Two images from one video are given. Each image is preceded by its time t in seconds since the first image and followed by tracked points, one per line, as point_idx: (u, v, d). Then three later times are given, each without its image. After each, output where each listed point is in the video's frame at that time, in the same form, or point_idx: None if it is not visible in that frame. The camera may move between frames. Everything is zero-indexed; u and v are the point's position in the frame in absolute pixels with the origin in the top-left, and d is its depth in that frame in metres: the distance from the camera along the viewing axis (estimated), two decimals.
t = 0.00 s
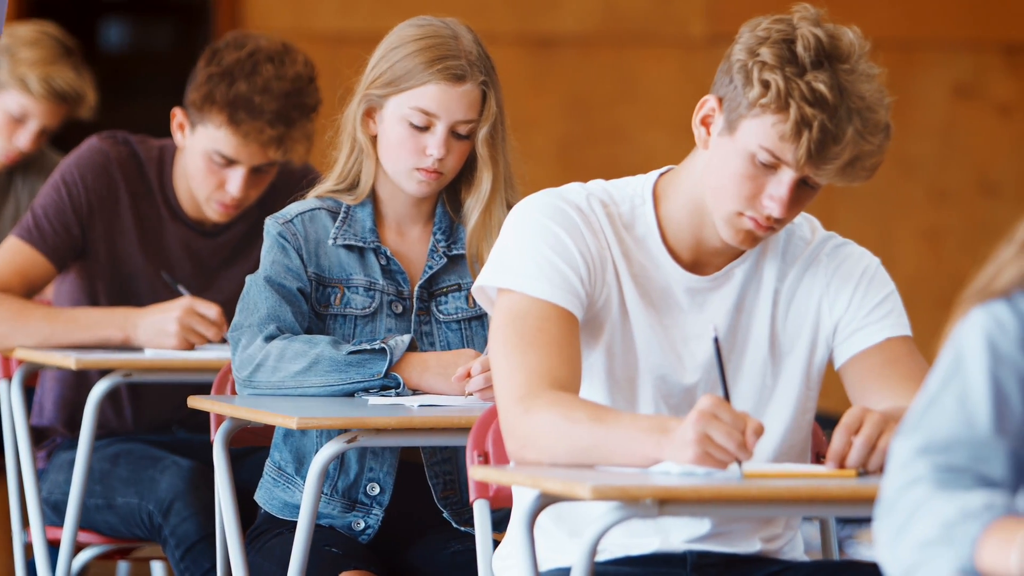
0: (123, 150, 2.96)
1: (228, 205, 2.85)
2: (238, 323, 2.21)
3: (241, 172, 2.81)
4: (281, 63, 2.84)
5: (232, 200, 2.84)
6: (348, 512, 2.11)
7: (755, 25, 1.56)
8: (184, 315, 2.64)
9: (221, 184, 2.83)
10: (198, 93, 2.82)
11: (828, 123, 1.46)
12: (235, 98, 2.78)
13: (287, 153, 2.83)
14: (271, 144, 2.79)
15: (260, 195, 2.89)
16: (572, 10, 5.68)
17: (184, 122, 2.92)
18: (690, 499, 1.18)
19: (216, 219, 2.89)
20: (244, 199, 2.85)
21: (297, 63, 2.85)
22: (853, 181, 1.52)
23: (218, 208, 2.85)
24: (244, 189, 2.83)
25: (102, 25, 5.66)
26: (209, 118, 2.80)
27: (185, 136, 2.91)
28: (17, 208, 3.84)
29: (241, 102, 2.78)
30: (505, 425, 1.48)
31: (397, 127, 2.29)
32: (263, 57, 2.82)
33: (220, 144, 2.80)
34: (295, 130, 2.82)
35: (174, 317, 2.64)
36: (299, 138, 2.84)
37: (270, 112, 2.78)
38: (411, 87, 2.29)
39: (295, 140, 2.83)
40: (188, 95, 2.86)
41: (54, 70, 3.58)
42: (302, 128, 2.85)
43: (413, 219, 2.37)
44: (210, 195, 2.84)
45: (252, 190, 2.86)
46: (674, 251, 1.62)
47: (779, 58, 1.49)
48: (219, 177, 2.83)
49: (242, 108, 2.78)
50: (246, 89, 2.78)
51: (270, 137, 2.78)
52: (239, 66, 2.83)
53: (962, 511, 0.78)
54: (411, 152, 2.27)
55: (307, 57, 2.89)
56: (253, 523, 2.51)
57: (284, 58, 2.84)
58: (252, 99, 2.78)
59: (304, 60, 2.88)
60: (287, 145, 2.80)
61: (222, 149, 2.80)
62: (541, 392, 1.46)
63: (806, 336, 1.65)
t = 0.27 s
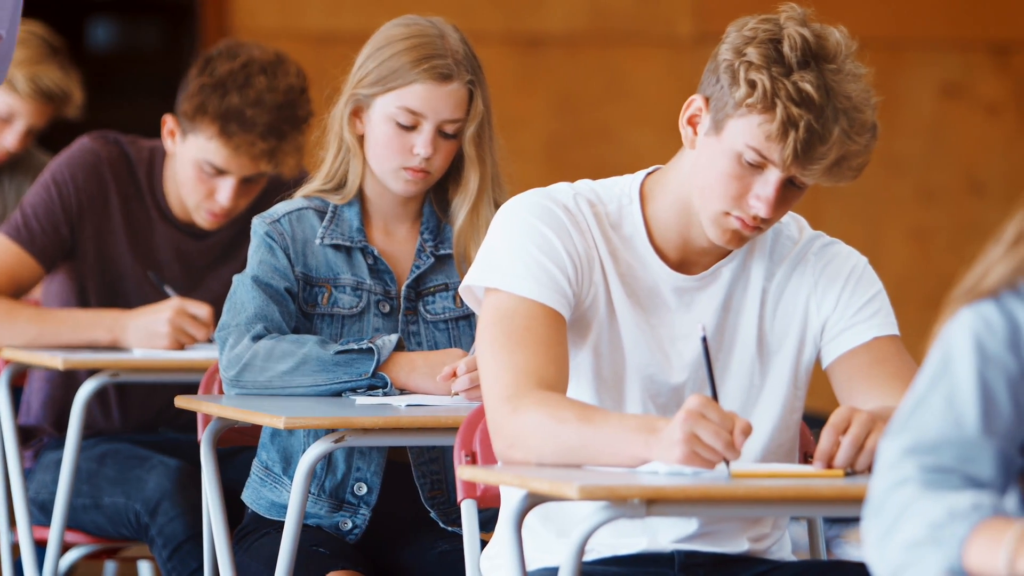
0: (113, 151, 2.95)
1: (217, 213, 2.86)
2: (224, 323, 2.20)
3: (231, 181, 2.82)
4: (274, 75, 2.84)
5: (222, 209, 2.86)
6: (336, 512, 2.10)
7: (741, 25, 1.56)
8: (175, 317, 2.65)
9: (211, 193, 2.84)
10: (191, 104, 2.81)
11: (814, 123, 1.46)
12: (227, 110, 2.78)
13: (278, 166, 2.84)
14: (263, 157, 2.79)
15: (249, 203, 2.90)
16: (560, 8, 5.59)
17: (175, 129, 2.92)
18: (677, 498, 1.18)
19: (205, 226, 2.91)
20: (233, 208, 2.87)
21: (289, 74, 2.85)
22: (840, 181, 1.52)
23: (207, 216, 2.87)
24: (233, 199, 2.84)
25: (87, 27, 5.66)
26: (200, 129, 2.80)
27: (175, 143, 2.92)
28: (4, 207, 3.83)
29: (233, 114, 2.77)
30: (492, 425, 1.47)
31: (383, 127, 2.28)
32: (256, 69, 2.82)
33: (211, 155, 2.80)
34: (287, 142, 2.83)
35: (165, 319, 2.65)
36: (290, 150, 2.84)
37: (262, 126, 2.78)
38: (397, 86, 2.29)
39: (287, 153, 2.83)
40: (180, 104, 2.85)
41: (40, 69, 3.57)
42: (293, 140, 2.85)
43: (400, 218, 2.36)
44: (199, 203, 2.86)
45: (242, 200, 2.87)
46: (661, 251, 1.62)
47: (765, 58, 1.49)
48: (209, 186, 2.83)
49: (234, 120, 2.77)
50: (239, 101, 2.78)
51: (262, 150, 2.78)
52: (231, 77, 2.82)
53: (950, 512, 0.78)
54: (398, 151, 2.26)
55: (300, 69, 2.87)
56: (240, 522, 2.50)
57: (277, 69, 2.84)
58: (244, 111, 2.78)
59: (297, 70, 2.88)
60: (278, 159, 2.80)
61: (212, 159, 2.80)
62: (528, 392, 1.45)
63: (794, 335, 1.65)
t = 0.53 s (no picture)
0: (105, 150, 2.97)
1: (207, 219, 2.87)
2: (212, 322, 2.20)
3: (222, 189, 2.83)
4: (269, 83, 2.87)
5: (212, 214, 2.87)
6: (324, 512, 2.10)
7: (729, 24, 1.56)
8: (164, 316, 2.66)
9: (202, 199, 2.85)
10: (183, 111, 2.82)
11: (801, 122, 1.46)
12: (221, 119, 2.79)
13: (271, 176, 2.85)
14: (255, 167, 2.81)
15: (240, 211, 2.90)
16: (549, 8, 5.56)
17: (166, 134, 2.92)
18: (665, 497, 1.17)
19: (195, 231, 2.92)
20: (224, 213, 2.87)
21: (283, 83, 2.89)
22: (827, 180, 1.52)
23: (198, 222, 2.88)
24: (224, 206, 2.85)
25: (75, 25, 5.61)
26: (192, 136, 2.81)
27: (167, 147, 2.91)
28: None
29: (226, 123, 2.79)
30: (480, 424, 1.47)
31: (371, 126, 2.28)
32: (250, 78, 2.86)
33: (203, 161, 2.81)
34: (279, 153, 2.85)
35: (155, 318, 2.66)
36: (282, 159, 2.87)
37: (255, 136, 2.80)
38: (385, 85, 2.29)
39: (279, 162, 2.86)
40: (172, 112, 2.86)
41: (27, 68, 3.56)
42: (286, 151, 2.87)
43: (389, 218, 2.36)
44: (190, 208, 2.87)
45: (233, 207, 2.87)
46: (649, 250, 1.62)
47: (753, 57, 1.50)
48: (199, 193, 2.85)
49: (227, 129, 2.79)
50: (233, 110, 2.80)
51: (254, 159, 2.80)
52: (225, 85, 2.84)
53: (939, 511, 0.78)
54: (386, 151, 2.26)
55: (294, 78, 2.92)
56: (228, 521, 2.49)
57: (271, 78, 2.88)
58: (238, 121, 2.80)
59: (290, 79, 2.92)
60: (270, 169, 2.82)
61: (204, 165, 2.81)
62: (517, 391, 1.45)
63: (783, 334, 1.65)
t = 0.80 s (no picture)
0: (95, 150, 3.02)
1: (198, 222, 2.99)
2: (202, 322, 2.19)
3: (214, 193, 2.97)
4: (263, 89, 3.04)
5: (203, 218, 2.99)
6: (314, 510, 2.10)
7: (718, 23, 1.56)
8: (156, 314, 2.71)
9: (193, 202, 2.97)
10: (177, 114, 2.95)
11: (790, 121, 1.46)
12: (215, 124, 2.94)
13: (263, 180, 2.99)
14: (248, 171, 2.95)
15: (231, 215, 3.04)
16: (539, 7, 5.55)
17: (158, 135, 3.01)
18: (654, 495, 1.17)
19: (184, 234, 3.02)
20: (215, 217, 3.00)
21: (277, 88, 3.06)
22: (817, 179, 1.52)
23: (189, 224, 3.00)
24: (215, 209, 2.98)
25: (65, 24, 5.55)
26: (186, 140, 2.94)
27: (158, 150, 3.01)
28: None
29: (220, 128, 2.94)
30: (470, 423, 1.47)
31: (361, 125, 2.28)
32: (245, 82, 3.03)
33: (196, 164, 2.94)
34: (272, 158, 2.99)
35: (147, 316, 2.70)
36: (275, 164, 3.00)
37: (249, 140, 2.94)
38: (375, 84, 2.29)
39: (272, 167, 3.00)
40: (165, 115, 2.98)
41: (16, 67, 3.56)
42: (278, 156, 3.01)
43: (379, 217, 2.35)
44: (181, 212, 2.98)
45: (224, 211, 3.00)
46: (639, 249, 1.62)
47: (742, 56, 1.50)
48: (191, 196, 2.97)
49: (221, 134, 2.94)
50: (227, 116, 2.95)
51: (246, 164, 2.94)
52: (220, 89, 3.01)
53: (930, 510, 0.78)
54: (377, 150, 2.26)
55: (286, 84, 3.08)
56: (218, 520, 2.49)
57: (264, 84, 3.04)
58: (232, 126, 2.95)
59: (284, 85, 3.08)
60: (263, 173, 2.97)
61: (197, 169, 2.95)
62: (506, 390, 1.45)
63: (773, 333, 1.65)
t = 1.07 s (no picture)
0: (84, 150, 3.08)
1: (186, 223, 3.04)
2: (190, 322, 2.19)
3: (203, 194, 3.02)
4: (253, 90, 3.08)
5: (192, 219, 3.04)
6: (301, 510, 2.09)
7: (705, 22, 1.56)
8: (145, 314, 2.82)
9: (182, 203, 3.03)
10: (166, 116, 3.00)
11: (777, 120, 1.46)
12: (205, 126, 2.99)
13: (253, 183, 3.01)
14: (237, 174, 2.99)
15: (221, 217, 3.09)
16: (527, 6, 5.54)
17: (147, 136, 3.06)
18: (643, 494, 1.17)
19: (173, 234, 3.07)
20: (204, 218, 3.05)
21: (266, 90, 3.09)
22: (804, 178, 1.52)
23: (177, 225, 3.05)
24: (204, 211, 3.04)
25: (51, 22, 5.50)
26: (175, 142, 2.99)
27: (147, 150, 3.06)
28: None
29: (210, 130, 2.98)
30: (457, 422, 1.46)
31: (349, 125, 2.28)
32: (234, 84, 3.07)
33: (185, 167, 3.00)
34: (261, 160, 3.02)
35: (136, 316, 2.80)
36: (265, 167, 3.01)
37: (239, 143, 2.98)
38: (363, 84, 2.28)
39: (263, 169, 3.01)
40: (155, 117, 3.03)
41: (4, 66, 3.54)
42: (267, 157, 3.03)
43: (367, 216, 2.34)
44: (170, 213, 3.03)
45: (213, 212, 3.06)
46: (626, 249, 1.61)
47: (729, 55, 1.49)
48: (180, 197, 3.03)
49: (212, 136, 2.98)
50: (217, 118, 3.00)
51: (236, 166, 2.98)
52: (210, 91, 3.06)
53: (918, 508, 0.77)
54: (365, 149, 2.25)
55: (276, 85, 3.12)
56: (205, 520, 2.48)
57: (253, 85, 3.08)
58: (222, 128, 2.99)
59: (274, 87, 3.12)
60: (252, 176, 2.99)
61: (186, 171, 3.00)
62: (494, 389, 1.44)
63: (760, 332, 1.65)
